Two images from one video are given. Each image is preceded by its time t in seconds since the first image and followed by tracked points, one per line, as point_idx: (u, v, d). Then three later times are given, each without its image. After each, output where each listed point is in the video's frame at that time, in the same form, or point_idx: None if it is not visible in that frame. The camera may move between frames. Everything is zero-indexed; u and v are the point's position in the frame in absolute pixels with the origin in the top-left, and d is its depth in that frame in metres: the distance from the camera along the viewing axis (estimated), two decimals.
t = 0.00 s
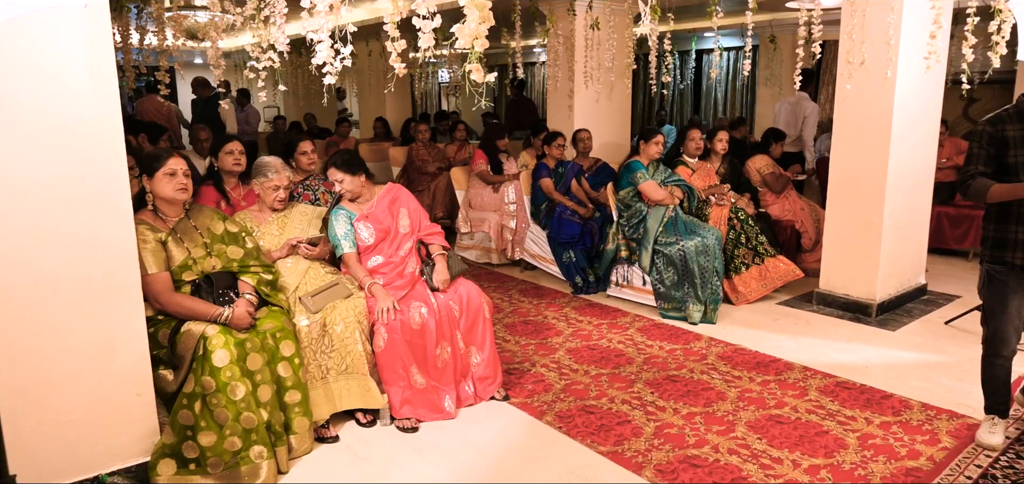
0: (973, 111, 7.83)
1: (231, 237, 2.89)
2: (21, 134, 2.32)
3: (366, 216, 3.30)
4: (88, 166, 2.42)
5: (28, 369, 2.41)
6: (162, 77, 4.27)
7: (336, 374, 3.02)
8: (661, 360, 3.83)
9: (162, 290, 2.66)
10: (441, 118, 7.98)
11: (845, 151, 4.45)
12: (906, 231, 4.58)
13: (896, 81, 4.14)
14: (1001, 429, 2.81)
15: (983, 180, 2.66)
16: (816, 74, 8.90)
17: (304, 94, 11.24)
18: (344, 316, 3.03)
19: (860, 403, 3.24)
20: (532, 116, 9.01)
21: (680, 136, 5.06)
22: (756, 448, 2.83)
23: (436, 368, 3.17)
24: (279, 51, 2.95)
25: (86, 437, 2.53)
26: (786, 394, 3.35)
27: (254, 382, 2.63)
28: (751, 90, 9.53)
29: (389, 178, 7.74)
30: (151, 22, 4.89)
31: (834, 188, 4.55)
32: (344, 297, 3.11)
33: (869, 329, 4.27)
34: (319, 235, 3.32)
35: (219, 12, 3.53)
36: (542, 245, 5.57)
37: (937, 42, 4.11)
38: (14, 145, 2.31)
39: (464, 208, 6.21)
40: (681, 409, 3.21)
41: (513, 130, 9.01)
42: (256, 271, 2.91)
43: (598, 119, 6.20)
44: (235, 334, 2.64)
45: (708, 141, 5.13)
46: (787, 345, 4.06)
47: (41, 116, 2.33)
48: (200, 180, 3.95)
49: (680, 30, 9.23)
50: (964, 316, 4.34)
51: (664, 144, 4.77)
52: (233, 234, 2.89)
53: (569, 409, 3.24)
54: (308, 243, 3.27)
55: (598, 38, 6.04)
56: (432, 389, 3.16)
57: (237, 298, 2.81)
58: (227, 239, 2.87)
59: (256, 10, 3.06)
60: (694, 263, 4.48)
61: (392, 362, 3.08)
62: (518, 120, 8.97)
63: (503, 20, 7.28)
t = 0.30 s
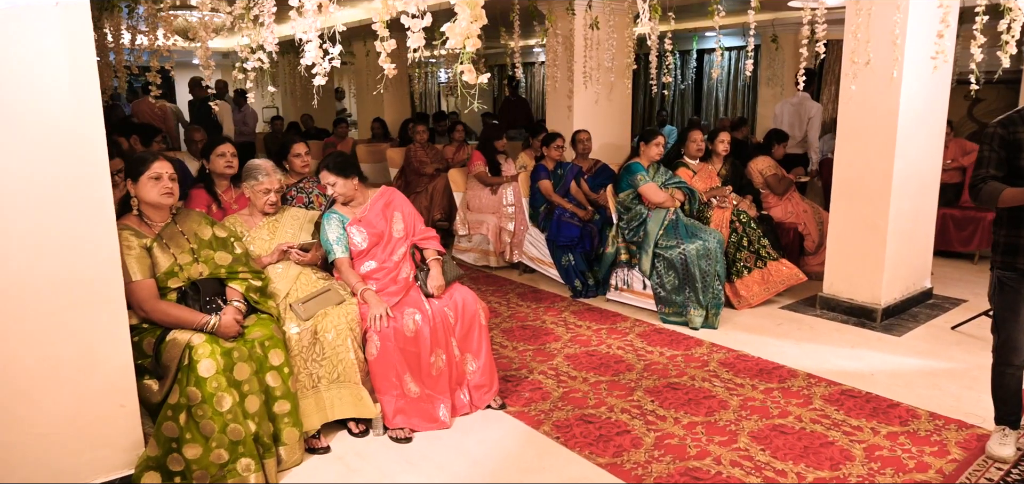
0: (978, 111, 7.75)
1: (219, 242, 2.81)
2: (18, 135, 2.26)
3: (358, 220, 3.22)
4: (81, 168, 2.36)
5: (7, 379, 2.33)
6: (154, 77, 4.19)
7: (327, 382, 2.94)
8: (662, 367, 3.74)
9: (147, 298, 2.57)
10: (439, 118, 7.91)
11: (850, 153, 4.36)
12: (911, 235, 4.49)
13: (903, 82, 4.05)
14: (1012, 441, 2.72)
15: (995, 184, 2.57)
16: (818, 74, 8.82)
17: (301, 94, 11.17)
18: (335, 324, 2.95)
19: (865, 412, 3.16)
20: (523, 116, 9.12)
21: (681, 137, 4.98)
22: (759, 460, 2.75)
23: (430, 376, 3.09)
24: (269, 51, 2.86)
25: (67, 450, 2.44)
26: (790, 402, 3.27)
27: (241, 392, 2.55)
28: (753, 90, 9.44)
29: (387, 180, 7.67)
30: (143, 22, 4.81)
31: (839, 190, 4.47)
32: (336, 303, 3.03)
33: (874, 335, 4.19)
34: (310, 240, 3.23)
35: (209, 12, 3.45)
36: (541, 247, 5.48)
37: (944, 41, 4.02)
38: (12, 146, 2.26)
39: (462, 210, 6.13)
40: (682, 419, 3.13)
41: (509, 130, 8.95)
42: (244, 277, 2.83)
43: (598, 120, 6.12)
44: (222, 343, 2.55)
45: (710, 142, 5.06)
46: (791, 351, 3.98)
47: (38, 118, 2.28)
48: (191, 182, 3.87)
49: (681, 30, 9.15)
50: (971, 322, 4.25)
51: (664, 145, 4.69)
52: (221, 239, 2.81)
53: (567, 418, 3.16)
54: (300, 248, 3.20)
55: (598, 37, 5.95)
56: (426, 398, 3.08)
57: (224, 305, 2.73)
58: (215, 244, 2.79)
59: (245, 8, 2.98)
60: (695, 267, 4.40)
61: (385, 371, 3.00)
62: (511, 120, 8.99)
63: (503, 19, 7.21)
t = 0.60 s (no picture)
0: (988, 111, 7.62)
1: (206, 248, 2.72)
2: None
3: (351, 224, 3.12)
4: (64, 172, 2.27)
5: None
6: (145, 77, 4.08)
7: (318, 392, 2.84)
8: (665, 375, 3.63)
9: (128, 306, 2.47)
10: (439, 118, 7.80)
11: (860, 154, 4.25)
12: (921, 238, 4.38)
13: (914, 81, 3.94)
14: None
15: (1013, 188, 2.46)
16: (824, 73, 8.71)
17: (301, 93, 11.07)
18: (327, 332, 2.85)
19: (876, 424, 3.05)
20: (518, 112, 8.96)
21: (685, 137, 4.87)
22: (766, 475, 2.64)
23: (425, 386, 2.99)
24: (258, 50, 2.77)
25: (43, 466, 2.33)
26: (798, 413, 3.16)
27: (227, 405, 2.44)
28: (757, 89, 9.32)
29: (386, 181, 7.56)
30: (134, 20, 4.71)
31: (847, 192, 4.35)
32: (327, 311, 2.93)
33: (884, 341, 4.07)
34: (302, 245, 3.14)
35: (198, 10, 3.36)
36: (542, 250, 5.39)
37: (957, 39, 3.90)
38: None
39: (461, 212, 6.03)
40: (686, 430, 3.02)
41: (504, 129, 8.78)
42: (231, 284, 2.72)
43: (600, 120, 6.01)
44: (206, 353, 2.45)
45: (714, 142, 4.96)
46: (798, 358, 3.86)
47: (20, 118, 2.18)
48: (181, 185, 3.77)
49: (684, 29, 9.04)
50: (983, 328, 4.13)
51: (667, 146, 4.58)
52: (208, 245, 2.71)
53: (567, 430, 3.05)
54: (290, 254, 3.10)
55: (599, 36, 5.84)
56: (420, 409, 2.97)
57: (210, 313, 2.63)
58: (202, 250, 2.70)
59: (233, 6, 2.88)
60: (699, 271, 4.30)
61: (378, 380, 2.90)
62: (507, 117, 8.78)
63: (503, 17, 7.11)
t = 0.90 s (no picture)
0: (1002, 111, 7.45)
1: (192, 255, 2.62)
2: None
3: (344, 230, 3.01)
4: (38, 177, 2.16)
5: None
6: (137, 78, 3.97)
7: (308, 405, 2.73)
8: (670, 385, 3.51)
9: (107, 317, 2.36)
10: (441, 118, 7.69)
11: (873, 156, 4.10)
12: (936, 243, 4.23)
13: (930, 80, 3.79)
14: None
15: None
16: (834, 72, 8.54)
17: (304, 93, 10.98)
18: (317, 343, 2.74)
19: (892, 439, 2.91)
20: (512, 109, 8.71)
21: (691, 138, 4.73)
22: None
23: (420, 399, 2.87)
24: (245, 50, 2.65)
25: None
26: (809, 428, 3.03)
27: (210, 421, 2.33)
28: (766, 89, 9.16)
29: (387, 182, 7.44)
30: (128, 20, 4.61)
31: (859, 195, 4.21)
32: (318, 321, 2.82)
33: (897, 350, 3.94)
34: (293, 252, 3.02)
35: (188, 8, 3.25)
36: (544, 254, 5.26)
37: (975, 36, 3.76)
38: None
39: (463, 214, 5.91)
40: (692, 446, 2.89)
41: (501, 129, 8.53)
42: (218, 293, 2.61)
43: (605, 121, 5.88)
44: (188, 367, 2.34)
45: (722, 144, 4.83)
46: (808, 368, 3.73)
47: None
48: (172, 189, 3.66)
49: (691, 27, 8.89)
50: (1002, 337, 3.99)
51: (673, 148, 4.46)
52: (193, 252, 2.61)
53: (567, 444, 2.93)
54: (281, 261, 2.98)
55: (604, 34, 5.70)
56: (415, 422, 2.86)
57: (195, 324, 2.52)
58: (187, 257, 2.60)
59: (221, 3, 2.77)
60: (706, 276, 4.15)
61: (371, 393, 2.79)
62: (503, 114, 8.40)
63: (507, 16, 6.98)
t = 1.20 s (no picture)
0: None
1: (182, 263, 2.52)
2: None
3: (340, 237, 2.91)
4: (16, 186, 2.05)
5: None
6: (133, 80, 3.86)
7: (301, 420, 2.61)
8: (681, 399, 3.37)
9: (88, 331, 2.25)
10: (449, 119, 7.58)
11: (893, 160, 3.94)
12: (959, 249, 4.06)
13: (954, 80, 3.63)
14: None
15: None
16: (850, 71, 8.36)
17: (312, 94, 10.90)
18: (311, 355, 2.63)
19: (914, 460, 2.76)
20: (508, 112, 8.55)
21: (703, 140, 4.59)
22: None
23: (418, 413, 2.75)
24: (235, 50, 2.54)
25: None
26: (827, 446, 2.88)
27: (195, 439, 2.23)
28: (780, 89, 8.98)
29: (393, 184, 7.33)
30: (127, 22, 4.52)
31: (878, 200, 4.05)
32: (312, 332, 2.72)
33: (919, 361, 3.78)
34: (287, 260, 2.91)
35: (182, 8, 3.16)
36: (552, 259, 5.13)
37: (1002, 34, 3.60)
38: None
39: (469, 217, 5.80)
40: (703, 465, 2.76)
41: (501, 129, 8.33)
42: (206, 304, 2.50)
43: (615, 121, 5.75)
44: (173, 383, 2.24)
45: (735, 145, 4.69)
46: (825, 380, 3.58)
47: None
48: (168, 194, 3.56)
49: (704, 26, 8.73)
50: None
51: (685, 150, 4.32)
52: (182, 261, 2.51)
53: (571, 462, 2.80)
54: (275, 270, 2.88)
55: (613, 33, 5.55)
56: (412, 438, 2.74)
57: (182, 336, 2.42)
58: (175, 266, 2.50)
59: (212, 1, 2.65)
60: (718, 284, 4.01)
61: (366, 408, 2.67)
62: (502, 114, 8.08)
63: (515, 14, 6.86)
